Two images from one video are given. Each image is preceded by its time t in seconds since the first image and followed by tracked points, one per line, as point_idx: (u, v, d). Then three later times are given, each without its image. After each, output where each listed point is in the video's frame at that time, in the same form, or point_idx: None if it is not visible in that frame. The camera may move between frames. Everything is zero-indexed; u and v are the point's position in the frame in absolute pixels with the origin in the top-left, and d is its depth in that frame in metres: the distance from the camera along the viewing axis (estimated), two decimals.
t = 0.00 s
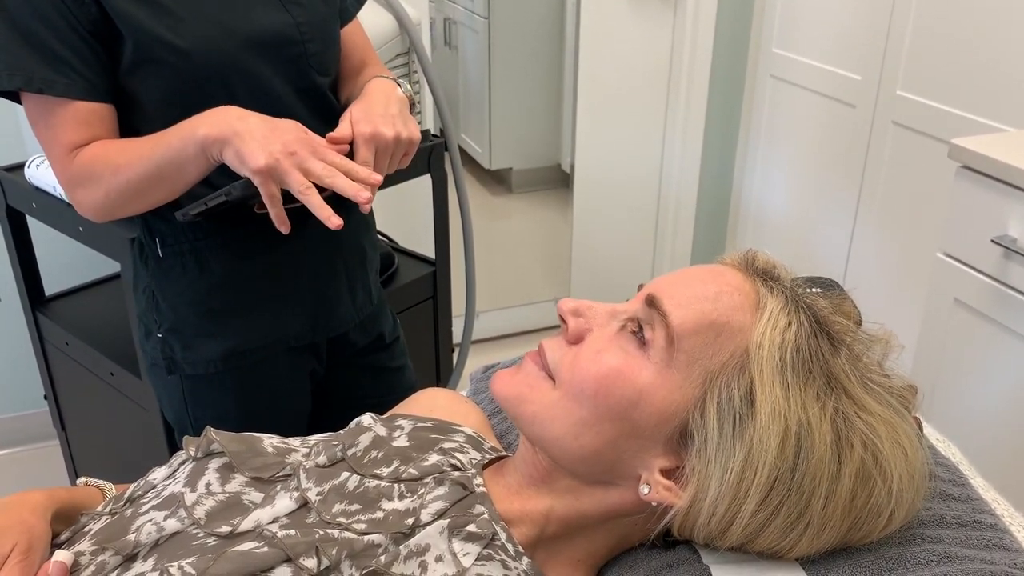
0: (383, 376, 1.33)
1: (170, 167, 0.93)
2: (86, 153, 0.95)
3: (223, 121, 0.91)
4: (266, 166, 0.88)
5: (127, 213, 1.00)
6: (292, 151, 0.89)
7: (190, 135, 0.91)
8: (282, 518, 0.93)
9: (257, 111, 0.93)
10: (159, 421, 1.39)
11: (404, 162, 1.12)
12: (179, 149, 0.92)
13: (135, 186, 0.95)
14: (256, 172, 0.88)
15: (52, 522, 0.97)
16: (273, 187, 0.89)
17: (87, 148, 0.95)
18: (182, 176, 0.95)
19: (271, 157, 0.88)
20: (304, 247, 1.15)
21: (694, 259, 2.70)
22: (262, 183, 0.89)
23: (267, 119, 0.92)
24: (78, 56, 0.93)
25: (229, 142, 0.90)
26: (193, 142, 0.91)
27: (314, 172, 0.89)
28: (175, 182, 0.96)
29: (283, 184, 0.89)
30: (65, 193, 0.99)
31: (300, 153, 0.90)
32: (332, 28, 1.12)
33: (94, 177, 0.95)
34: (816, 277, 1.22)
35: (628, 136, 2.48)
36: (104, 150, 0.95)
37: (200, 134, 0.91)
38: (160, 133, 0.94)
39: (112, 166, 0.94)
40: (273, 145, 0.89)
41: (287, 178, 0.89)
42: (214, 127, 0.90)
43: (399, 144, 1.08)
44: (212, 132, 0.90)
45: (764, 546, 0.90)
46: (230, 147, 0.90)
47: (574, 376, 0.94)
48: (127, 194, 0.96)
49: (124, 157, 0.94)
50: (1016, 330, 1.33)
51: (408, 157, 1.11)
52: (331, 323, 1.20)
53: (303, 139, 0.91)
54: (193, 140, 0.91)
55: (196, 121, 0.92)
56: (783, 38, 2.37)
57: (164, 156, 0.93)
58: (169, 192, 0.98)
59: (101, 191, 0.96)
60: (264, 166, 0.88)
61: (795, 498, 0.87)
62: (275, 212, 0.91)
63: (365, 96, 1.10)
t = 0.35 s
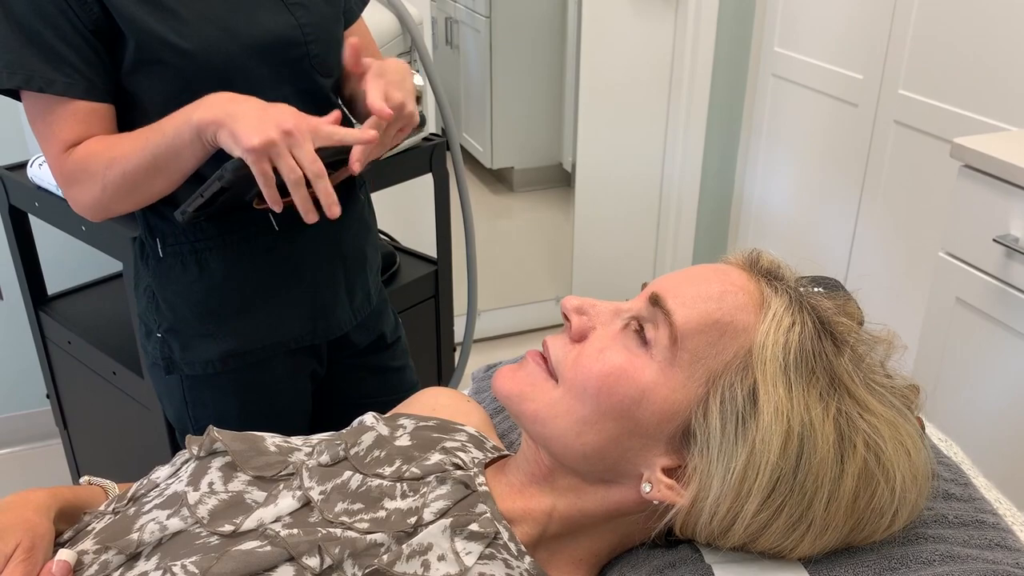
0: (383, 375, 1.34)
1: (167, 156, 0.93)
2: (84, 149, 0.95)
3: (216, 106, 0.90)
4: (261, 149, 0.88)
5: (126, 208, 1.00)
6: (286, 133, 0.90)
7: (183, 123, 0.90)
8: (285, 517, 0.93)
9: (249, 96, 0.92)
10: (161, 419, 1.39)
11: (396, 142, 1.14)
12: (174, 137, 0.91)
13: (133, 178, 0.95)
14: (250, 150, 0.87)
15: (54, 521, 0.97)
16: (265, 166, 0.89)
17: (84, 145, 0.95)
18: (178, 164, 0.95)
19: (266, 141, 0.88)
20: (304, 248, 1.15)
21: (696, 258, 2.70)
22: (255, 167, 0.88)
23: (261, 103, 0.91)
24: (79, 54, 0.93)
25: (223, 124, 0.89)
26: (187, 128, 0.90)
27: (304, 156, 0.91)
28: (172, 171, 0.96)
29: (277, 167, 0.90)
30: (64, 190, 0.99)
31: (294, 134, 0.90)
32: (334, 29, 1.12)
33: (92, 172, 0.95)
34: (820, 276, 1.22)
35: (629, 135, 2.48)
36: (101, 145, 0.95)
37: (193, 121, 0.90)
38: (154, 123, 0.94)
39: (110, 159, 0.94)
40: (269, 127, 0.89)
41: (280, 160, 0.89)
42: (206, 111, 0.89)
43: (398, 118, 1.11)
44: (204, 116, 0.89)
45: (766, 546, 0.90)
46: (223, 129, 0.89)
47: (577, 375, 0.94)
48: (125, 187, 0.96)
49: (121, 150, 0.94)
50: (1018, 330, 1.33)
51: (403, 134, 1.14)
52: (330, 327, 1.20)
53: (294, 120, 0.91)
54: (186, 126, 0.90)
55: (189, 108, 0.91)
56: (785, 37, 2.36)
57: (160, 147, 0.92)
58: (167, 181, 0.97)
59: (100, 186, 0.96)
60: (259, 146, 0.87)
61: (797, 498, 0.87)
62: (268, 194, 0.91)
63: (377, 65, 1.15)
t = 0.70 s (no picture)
0: (380, 375, 1.33)
1: (169, 163, 0.93)
2: (80, 146, 0.94)
3: (227, 118, 0.90)
4: (272, 161, 0.88)
5: (120, 208, 0.99)
6: (297, 146, 0.90)
7: (189, 131, 0.91)
8: (281, 516, 0.93)
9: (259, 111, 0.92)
10: (159, 418, 1.39)
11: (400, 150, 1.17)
12: (178, 145, 0.92)
13: (131, 180, 0.95)
14: (260, 165, 0.88)
15: (51, 520, 0.97)
16: (274, 180, 0.90)
17: (81, 142, 0.94)
18: (179, 172, 0.95)
19: (278, 151, 0.89)
20: (306, 244, 1.15)
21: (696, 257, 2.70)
22: (263, 176, 0.89)
23: (268, 115, 0.92)
24: (75, 49, 0.93)
25: (232, 138, 0.89)
26: (193, 137, 0.91)
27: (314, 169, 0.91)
28: (171, 177, 0.96)
29: (283, 174, 0.90)
30: (54, 185, 0.98)
31: (306, 148, 0.91)
32: (332, 23, 1.12)
33: (87, 171, 0.94)
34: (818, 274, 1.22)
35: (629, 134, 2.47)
36: (99, 144, 0.94)
37: (200, 131, 0.90)
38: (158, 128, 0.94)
39: (108, 159, 0.93)
40: (278, 140, 0.90)
41: (289, 168, 0.90)
42: (215, 124, 0.90)
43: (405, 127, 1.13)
44: (214, 129, 0.90)
45: (765, 542, 0.89)
46: (231, 143, 0.90)
47: (574, 373, 0.94)
48: (120, 188, 0.96)
49: (121, 151, 0.93)
50: (1017, 327, 1.33)
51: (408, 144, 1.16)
52: (333, 322, 1.20)
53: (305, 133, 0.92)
54: (193, 136, 0.91)
55: (196, 118, 0.92)
56: (785, 35, 2.36)
57: (163, 152, 0.92)
58: (164, 188, 0.97)
59: (94, 185, 0.95)
60: (269, 162, 0.88)
61: (796, 494, 0.86)
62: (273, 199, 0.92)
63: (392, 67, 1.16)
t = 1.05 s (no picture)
0: (382, 377, 1.33)
1: (180, 170, 0.94)
2: (90, 154, 0.94)
3: (239, 124, 0.91)
4: (285, 168, 0.89)
5: (130, 215, 0.99)
6: (309, 152, 0.91)
7: (202, 138, 0.91)
8: (281, 522, 0.93)
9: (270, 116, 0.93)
10: (160, 422, 1.40)
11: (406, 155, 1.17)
12: (190, 152, 0.92)
13: (141, 187, 0.95)
14: (273, 171, 0.88)
15: (53, 526, 0.98)
16: (287, 187, 0.90)
17: (91, 150, 0.94)
18: (191, 180, 0.95)
19: (292, 159, 0.89)
20: (311, 248, 1.15)
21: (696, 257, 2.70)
22: (277, 184, 0.89)
23: (278, 121, 0.92)
24: (80, 56, 0.93)
25: (245, 145, 0.90)
26: (206, 144, 0.91)
27: (328, 177, 0.91)
28: (183, 184, 0.96)
29: (296, 181, 0.90)
30: (62, 194, 0.98)
31: (319, 155, 0.91)
32: (333, 27, 1.12)
33: (98, 179, 0.94)
34: (817, 276, 1.22)
35: (628, 135, 2.48)
36: (109, 152, 0.94)
37: (212, 137, 0.91)
38: (168, 135, 0.94)
39: (119, 168, 0.93)
40: (290, 146, 0.90)
41: (303, 176, 0.90)
42: (227, 131, 0.90)
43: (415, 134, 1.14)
44: (227, 135, 0.90)
45: (764, 546, 0.90)
46: (245, 149, 0.90)
47: (573, 378, 0.94)
48: (131, 196, 0.96)
49: (133, 159, 0.94)
50: (1015, 328, 1.33)
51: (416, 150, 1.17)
52: (337, 322, 1.21)
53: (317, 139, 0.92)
54: (205, 143, 0.91)
55: (207, 124, 0.92)
56: (783, 35, 2.36)
57: (175, 159, 0.93)
58: (175, 194, 0.98)
59: (105, 194, 0.95)
60: (282, 167, 0.88)
61: (794, 498, 0.87)
62: (285, 209, 0.92)
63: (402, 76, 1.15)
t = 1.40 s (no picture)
0: (388, 377, 1.33)
1: (182, 172, 0.93)
2: (92, 154, 0.94)
3: (242, 126, 0.90)
4: (285, 172, 0.88)
5: (132, 216, 0.99)
6: (311, 157, 0.90)
7: (204, 140, 0.91)
8: (284, 522, 0.93)
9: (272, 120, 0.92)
10: (161, 423, 1.39)
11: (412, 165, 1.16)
12: (193, 153, 0.91)
13: (143, 188, 0.94)
14: (275, 174, 0.88)
15: (54, 527, 0.97)
16: (288, 190, 0.89)
17: (93, 150, 0.94)
18: (193, 183, 0.95)
19: (293, 163, 0.88)
20: (315, 248, 1.15)
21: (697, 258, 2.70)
22: (277, 187, 0.89)
23: (282, 125, 0.92)
24: (85, 56, 0.93)
25: (247, 147, 0.89)
26: (208, 146, 0.90)
27: (328, 183, 0.90)
28: (184, 186, 0.95)
29: (297, 185, 0.90)
30: (65, 194, 0.98)
31: (320, 161, 0.90)
32: (339, 29, 1.12)
33: (99, 179, 0.94)
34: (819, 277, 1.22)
35: (628, 136, 2.47)
36: (112, 152, 0.94)
37: (215, 140, 0.90)
38: (171, 137, 0.94)
39: (120, 169, 0.93)
40: (293, 150, 0.89)
41: (303, 180, 0.89)
42: (230, 134, 0.90)
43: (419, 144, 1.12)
44: (230, 137, 0.90)
45: (771, 547, 0.90)
46: (246, 152, 0.89)
47: (575, 387, 0.94)
48: (132, 198, 0.95)
49: (135, 161, 0.93)
50: (1019, 329, 1.33)
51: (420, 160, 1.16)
52: (339, 327, 1.20)
53: (319, 144, 0.92)
54: (208, 144, 0.91)
55: (211, 127, 0.92)
56: (784, 36, 2.36)
57: (177, 161, 0.92)
58: (177, 195, 0.97)
59: (106, 194, 0.95)
60: (283, 170, 0.88)
61: (801, 499, 0.86)
62: (285, 212, 0.91)
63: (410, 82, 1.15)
